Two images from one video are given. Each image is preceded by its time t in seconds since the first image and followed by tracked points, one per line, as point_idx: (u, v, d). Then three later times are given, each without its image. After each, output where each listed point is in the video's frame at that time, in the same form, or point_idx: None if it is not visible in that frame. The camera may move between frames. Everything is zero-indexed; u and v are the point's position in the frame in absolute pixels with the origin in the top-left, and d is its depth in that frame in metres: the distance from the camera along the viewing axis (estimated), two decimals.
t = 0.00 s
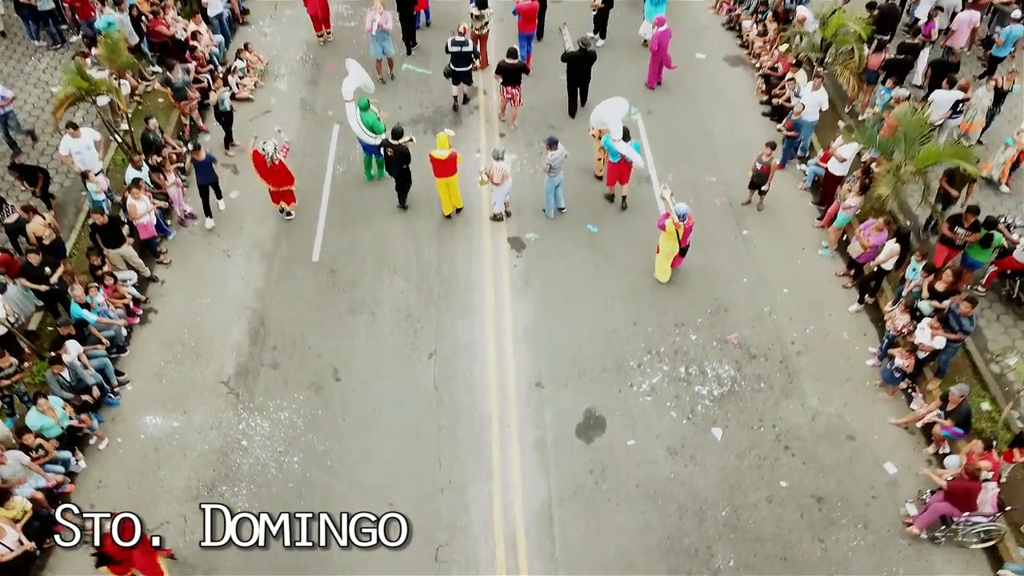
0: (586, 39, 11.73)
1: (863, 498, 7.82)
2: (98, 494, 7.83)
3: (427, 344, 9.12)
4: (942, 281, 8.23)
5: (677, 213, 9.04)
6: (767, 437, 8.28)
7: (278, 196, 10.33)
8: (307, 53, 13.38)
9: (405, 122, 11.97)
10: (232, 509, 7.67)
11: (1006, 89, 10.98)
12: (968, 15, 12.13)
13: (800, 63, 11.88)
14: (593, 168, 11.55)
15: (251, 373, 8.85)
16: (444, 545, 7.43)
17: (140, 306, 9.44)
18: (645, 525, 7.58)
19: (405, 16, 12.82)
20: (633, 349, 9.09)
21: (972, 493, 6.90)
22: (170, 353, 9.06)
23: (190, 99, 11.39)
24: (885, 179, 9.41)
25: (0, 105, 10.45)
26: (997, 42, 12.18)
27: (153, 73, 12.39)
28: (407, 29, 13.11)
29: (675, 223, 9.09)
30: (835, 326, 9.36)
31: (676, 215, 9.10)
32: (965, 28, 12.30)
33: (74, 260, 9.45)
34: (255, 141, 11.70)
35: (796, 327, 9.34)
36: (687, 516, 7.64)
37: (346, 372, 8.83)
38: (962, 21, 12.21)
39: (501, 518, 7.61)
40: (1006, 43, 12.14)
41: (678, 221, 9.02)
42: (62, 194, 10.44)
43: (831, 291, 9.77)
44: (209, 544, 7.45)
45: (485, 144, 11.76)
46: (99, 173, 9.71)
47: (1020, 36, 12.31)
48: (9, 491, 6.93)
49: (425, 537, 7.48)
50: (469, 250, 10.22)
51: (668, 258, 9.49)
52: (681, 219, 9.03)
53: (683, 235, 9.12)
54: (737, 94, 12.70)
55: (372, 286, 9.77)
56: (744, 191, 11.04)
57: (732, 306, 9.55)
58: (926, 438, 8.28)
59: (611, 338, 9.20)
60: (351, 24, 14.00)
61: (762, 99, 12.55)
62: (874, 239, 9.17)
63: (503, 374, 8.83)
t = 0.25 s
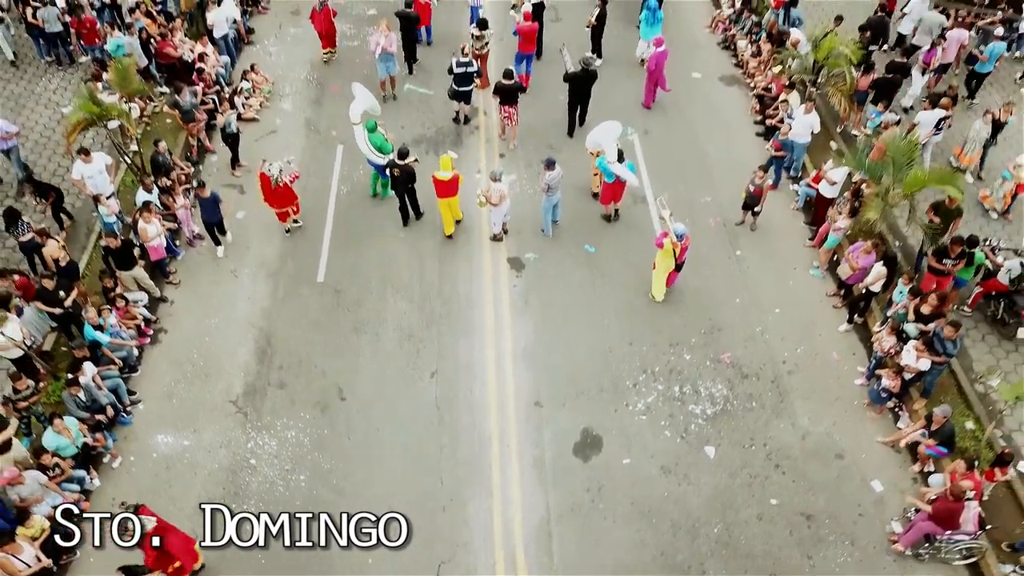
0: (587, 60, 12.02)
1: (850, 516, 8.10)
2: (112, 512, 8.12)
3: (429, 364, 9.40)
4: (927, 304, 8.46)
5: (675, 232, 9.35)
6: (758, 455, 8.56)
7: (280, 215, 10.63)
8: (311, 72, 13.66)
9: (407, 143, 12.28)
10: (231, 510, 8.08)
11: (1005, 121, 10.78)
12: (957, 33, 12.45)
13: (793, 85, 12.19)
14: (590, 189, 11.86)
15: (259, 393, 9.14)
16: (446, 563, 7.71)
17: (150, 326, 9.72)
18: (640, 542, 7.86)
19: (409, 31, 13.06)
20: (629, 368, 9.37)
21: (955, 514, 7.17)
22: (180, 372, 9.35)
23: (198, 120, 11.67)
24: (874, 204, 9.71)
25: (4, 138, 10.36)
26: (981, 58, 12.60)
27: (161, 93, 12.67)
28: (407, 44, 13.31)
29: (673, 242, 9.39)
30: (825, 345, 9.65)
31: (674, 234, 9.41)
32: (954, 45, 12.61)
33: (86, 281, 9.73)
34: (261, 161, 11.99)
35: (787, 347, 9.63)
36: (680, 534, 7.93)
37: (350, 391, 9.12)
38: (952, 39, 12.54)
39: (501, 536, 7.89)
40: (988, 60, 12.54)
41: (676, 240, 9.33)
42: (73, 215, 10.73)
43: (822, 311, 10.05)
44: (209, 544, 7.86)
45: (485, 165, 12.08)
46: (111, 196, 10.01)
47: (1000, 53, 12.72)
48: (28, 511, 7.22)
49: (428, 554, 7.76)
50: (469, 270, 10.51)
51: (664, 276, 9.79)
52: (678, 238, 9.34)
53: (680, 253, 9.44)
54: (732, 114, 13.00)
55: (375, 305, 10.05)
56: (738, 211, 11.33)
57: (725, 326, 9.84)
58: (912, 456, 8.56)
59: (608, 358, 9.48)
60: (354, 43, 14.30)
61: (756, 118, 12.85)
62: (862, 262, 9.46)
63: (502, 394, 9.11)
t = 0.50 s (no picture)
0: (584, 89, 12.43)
1: (833, 540, 8.50)
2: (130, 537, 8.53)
3: (432, 392, 9.80)
4: (908, 336, 8.83)
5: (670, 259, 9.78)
6: (746, 481, 8.96)
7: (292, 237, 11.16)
8: (316, 99, 14.06)
9: (410, 171, 12.69)
10: (232, 509, 8.68)
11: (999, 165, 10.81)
12: (939, 61, 12.79)
13: (784, 115, 12.59)
14: (587, 216, 12.27)
15: (269, 419, 9.55)
16: None
17: (164, 354, 10.11)
18: (633, 566, 8.26)
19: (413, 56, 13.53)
20: (624, 396, 9.77)
21: (934, 540, 7.52)
22: (193, 400, 9.74)
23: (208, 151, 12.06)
24: (859, 237, 10.11)
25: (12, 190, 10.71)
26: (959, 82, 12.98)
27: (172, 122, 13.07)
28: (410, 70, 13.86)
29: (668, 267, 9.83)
30: (812, 373, 10.05)
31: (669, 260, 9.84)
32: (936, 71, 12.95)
33: (102, 310, 10.12)
34: (268, 190, 12.39)
35: (775, 374, 10.03)
36: (671, 558, 8.33)
37: (356, 419, 9.52)
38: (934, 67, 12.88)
39: (501, 560, 8.29)
40: (967, 84, 12.91)
41: (670, 266, 9.76)
42: (89, 245, 11.14)
43: (809, 338, 10.46)
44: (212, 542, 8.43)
45: (485, 193, 12.52)
46: (126, 228, 10.41)
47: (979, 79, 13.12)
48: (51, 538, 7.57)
49: None
50: (470, 299, 10.92)
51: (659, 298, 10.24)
52: (673, 264, 9.77)
53: (674, 278, 9.87)
54: (724, 141, 13.41)
55: (380, 334, 10.45)
56: (729, 239, 11.74)
57: (716, 354, 10.24)
58: (893, 482, 8.96)
59: (603, 385, 9.89)
60: (358, 70, 14.71)
61: (748, 146, 13.26)
62: (847, 292, 9.87)
63: (502, 421, 9.51)
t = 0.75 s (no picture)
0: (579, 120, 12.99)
1: (816, 566, 8.97)
2: (149, 563, 8.99)
3: (434, 421, 10.26)
4: (887, 371, 9.30)
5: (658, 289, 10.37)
6: (734, 509, 9.42)
7: (298, 267, 11.64)
8: (321, 129, 14.51)
9: (413, 202, 13.16)
10: (230, 510, 9.40)
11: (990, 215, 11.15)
12: (918, 90, 13.48)
13: (774, 148, 13.05)
14: (583, 246, 12.72)
15: (279, 448, 10.01)
16: None
17: (179, 384, 10.58)
18: None
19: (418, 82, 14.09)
20: (618, 425, 10.23)
21: (910, 569, 8.08)
22: (206, 430, 10.20)
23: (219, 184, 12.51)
24: (843, 273, 10.58)
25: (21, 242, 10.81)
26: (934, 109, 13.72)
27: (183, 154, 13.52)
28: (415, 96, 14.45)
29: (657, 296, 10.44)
30: (798, 402, 10.51)
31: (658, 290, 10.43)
32: (915, 100, 13.68)
33: (119, 343, 10.59)
34: (276, 220, 12.85)
35: (763, 403, 10.49)
36: None
37: (362, 448, 9.98)
38: (913, 95, 13.60)
39: None
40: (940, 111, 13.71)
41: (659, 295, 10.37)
42: (104, 277, 11.60)
43: (796, 368, 10.91)
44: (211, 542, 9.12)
45: (486, 223, 13.00)
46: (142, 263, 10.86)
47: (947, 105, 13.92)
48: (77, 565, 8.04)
49: None
50: (471, 330, 11.38)
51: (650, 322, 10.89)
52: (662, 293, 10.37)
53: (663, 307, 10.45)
54: (717, 171, 13.87)
55: (385, 364, 10.91)
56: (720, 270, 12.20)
57: (706, 384, 10.71)
58: (873, 509, 9.42)
59: (598, 415, 10.35)
60: (362, 100, 15.17)
61: (739, 176, 13.72)
62: (831, 324, 10.37)
63: (502, 450, 9.97)
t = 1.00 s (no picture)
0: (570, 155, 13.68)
1: None
2: None
3: (438, 453, 10.83)
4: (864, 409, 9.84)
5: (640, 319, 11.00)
6: (720, 539, 9.99)
7: (304, 304, 12.14)
8: (328, 163, 15.07)
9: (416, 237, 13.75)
10: (230, 510, 10.21)
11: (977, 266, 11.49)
12: (895, 126, 13.88)
13: (762, 185, 13.64)
14: (579, 279, 13.26)
15: (290, 479, 10.57)
16: None
17: (195, 418, 11.15)
18: None
19: (422, 113, 14.78)
20: (612, 457, 10.79)
21: None
22: (222, 461, 10.75)
23: (230, 222, 13.07)
24: (825, 312, 11.14)
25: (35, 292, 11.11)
26: (914, 142, 14.11)
27: (195, 190, 14.07)
28: (418, 124, 15.18)
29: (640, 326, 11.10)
30: (783, 434, 11.07)
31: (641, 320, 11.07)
32: (893, 134, 14.11)
33: (139, 378, 11.17)
34: (285, 255, 13.40)
35: (749, 435, 11.06)
36: None
37: (370, 480, 10.55)
38: (891, 131, 14.01)
39: None
40: (920, 145, 14.08)
41: (641, 325, 11.03)
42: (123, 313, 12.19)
43: (781, 401, 11.47)
44: (209, 543, 9.93)
45: (486, 258, 13.58)
46: (159, 301, 11.42)
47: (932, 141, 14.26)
48: None
49: None
50: (472, 363, 11.94)
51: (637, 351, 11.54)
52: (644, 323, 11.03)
53: (647, 337, 11.06)
54: (708, 206, 14.43)
55: (390, 398, 11.46)
56: (710, 304, 12.77)
57: (695, 417, 11.28)
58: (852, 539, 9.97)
59: (593, 447, 10.91)
60: (366, 133, 15.73)
61: (729, 210, 14.27)
62: (813, 360, 10.95)
63: (502, 481, 10.54)
